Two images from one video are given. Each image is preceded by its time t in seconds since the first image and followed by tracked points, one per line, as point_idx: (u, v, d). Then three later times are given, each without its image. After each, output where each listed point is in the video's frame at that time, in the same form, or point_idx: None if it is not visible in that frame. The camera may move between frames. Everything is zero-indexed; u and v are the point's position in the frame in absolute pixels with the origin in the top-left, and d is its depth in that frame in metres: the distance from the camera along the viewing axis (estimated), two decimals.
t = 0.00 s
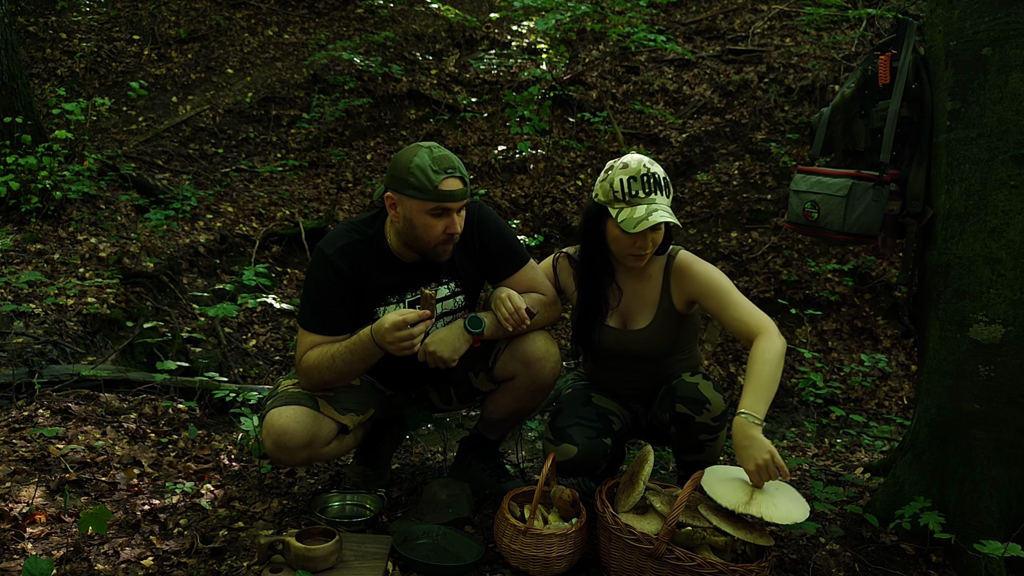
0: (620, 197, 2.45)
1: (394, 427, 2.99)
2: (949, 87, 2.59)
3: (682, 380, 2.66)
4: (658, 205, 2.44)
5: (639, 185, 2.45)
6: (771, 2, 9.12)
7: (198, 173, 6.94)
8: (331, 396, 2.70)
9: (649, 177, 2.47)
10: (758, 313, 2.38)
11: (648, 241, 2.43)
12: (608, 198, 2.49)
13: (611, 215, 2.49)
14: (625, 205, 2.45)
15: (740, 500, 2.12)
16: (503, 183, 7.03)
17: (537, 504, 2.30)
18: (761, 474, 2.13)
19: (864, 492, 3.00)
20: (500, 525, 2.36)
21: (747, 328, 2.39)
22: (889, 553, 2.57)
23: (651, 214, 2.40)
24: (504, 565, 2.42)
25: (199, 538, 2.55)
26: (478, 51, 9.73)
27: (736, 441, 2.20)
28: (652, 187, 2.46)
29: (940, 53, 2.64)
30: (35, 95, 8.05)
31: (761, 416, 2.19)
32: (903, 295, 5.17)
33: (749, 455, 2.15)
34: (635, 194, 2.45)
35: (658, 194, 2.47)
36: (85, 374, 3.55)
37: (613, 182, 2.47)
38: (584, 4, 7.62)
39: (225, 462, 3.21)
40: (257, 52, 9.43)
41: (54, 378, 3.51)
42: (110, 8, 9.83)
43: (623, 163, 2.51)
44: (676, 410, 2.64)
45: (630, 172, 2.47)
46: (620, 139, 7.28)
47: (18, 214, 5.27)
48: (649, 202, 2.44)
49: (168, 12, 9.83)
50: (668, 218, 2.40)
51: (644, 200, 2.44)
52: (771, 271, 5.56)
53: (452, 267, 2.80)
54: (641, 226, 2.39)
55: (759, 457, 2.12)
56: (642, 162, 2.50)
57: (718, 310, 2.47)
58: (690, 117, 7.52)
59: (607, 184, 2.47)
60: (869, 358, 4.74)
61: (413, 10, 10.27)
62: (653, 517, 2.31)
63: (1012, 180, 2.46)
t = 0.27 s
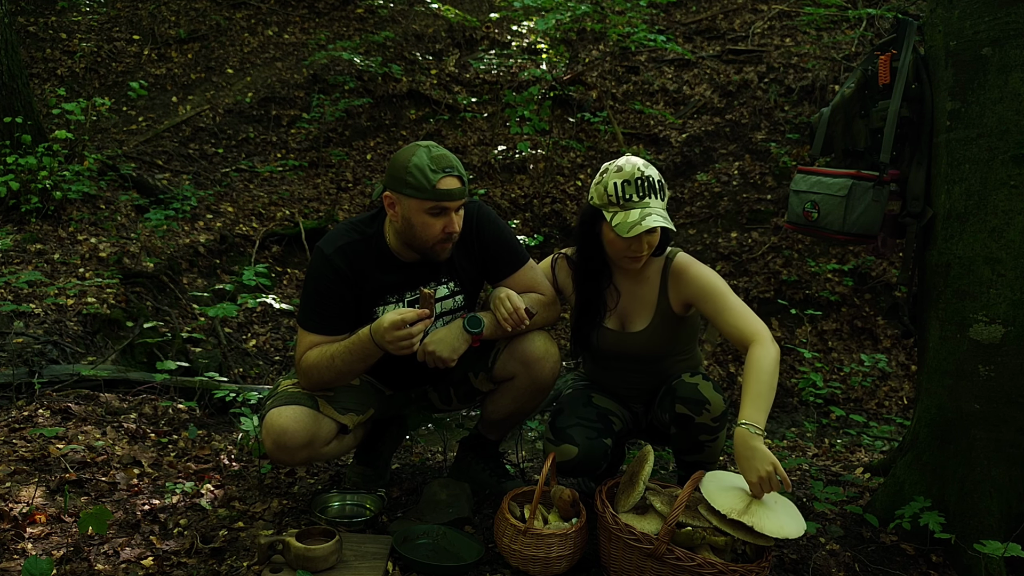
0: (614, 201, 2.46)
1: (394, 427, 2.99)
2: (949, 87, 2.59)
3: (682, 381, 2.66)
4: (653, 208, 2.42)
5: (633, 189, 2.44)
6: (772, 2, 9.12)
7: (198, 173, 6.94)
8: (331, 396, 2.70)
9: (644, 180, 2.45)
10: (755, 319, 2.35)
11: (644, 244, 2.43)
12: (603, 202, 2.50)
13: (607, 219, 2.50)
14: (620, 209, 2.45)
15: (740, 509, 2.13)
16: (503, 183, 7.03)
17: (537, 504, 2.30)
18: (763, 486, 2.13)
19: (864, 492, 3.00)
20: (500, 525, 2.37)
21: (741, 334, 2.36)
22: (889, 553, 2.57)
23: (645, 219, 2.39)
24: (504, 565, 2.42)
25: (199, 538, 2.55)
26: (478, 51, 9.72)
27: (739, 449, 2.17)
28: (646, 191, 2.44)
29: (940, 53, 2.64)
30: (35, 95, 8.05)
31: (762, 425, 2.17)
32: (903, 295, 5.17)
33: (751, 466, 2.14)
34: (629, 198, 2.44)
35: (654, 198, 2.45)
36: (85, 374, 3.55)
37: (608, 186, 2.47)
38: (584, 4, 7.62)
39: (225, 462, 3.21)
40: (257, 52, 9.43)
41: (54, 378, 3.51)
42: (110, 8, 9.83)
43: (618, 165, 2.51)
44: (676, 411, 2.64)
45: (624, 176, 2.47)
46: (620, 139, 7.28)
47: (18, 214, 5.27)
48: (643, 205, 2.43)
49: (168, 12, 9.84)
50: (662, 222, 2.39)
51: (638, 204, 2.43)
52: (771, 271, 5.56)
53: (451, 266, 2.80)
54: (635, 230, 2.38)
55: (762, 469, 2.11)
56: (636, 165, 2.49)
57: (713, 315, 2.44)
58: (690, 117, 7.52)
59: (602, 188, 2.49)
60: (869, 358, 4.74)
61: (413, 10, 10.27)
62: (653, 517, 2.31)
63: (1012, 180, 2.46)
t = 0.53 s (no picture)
0: (612, 203, 2.46)
1: (393, 427, 2.98)
2: (949, 87, 2.59)
3: (681, 381, 2.65)
4: (651, 211, 2.42)
5: (631, 191, 2.44)
6: (772, 2, 9.12)
7: (198, 173, 6.94)
8: (330, 396, 2.70)
9: (642, 182, 2.45)
10: (752, 324, 2.32)
11: (642, 247, 2.43)
12: (601, 204, 2.50)
13: (605, 221, 2.51)
14: (618, 211, 2.45)
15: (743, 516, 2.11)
16: (503, 183, 7.03)
17: (537, 504, 2.30)
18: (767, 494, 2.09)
19: (864, 492, 3.00)
20: (500, 525, 2.36)
21: (736, 337, 2.34)
22: (889, 553, 2.57)
23: (642, 222, 2.38)
24: (504, 565, 2.42)
25: (199, 538, 2.55)
26: (478, 51, 9.72)
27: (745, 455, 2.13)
28: (644, 194, 2.44)
29: (940, 53, 2.64)
30: (35, 95, 8.05)
31: (768, 432, 2.13)
32: (903, 295, 5.17)
33: (756, 474, 2.10)
34: (627, 200, 2.44)
35: (652, 200, 2.44)
36: (85, 374, 3.55)
37: (605, 189, 2.47)
38: (584, 4, 7.62)
39: (225, 462, 3.21)
40: (257, 52, 9.43)
41: (54, 378, 3.51)
42: (110, 8, 9.83)
43: (616, 168, 2.51)
44: (675, 411, 2.64)
45: (622, 178, 2.46)
46: (620, 139, 7.28)
47: (18, 214, 5.27)
48: (641, 208, 2.42)
49: (168, 12, 9.84)
50: (659, 226, 2.38)
51: (636, 207, 2.43)
52: (771, 272, 5.56)
53: (451, 266, 2.80)
54: (632, 234, 2.38)
55: (767, 478, 2.08)
56: (634, 168, 2.48)
57: (710, 319, 2.43)
58: (690, 117, 7.52)
59: (600, 191, 2.48)
60: (869, 358, 4.74)
61: (413, 10, 10.27)
62: (653, 517, 2.31)
63: (1012, 180, 2.46)
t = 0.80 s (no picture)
0: (611, 206, 2.46)
1: (393, 427, 2.98)
2: (949, 87, 2.59)
3: (681, 382, 2.65)
4: (651, 214, 2.42)
5: (630, 194, 2.44)
6: (771, 2, 9.12)
7: (198, 173, 6.94)
8: (330, 396, 2.69)
9: (641, 185, 2.45)
10: (751, 328, 2.32)
11: (641, 249, 2.42)
12: (600, 206, 2.50)
13: (604, 224, 2.51)
14: (617, 214, 2.45)
15: (743, 523, 2.08)
16: (503, 183, 7.03)
17: (537, 504, 2.30)
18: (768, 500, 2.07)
19: (864, 492, 3.00)
20: (500, 525, 2.36)
21: (737, 341, 2.33)
22: (889, 553, 2.57)
23: (642, 224, 2.38)
24: (504, 565, 2.42)
25: (199, 538, 2.55)
26: (478, 51, 9.72)
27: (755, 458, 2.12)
28: (644, 196, 2.44)
29: (940, 53, 2.64)
30: (35, 95, 8.05)
31: (769, 438, 2.13)
32: (903, 295, 5.17)
33: (759, 479, 2.10)
34: (626, 203, 2.44)
35: (651, 203, 2.45)
36: (85, 374, 3.55)
37: (605, 191, 2.47)
38: (584, 4, 7.62)
39: (225, 462, 3.21)
40: (256, 52, 9.42)
41: (54, 378, 3.51)
42: (110, 8, 9.83)
43: (615, 170, 2.51)
44: (675, 411, 2.64)
45: (621, 180, 2.46)
46: (620, 139, 7.28)
47: (18, 214, 5.27)
48: (640, 211, 2.43)
49: (168, 12, 9.84)
50: (659, 228, 2.38)
51: (636, 209, 2.43)
52: (771, 272, 5.56)
53: (451, 267, 2.80)
54: (631, 236, 2.38)
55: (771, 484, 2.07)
56: (634, 170, 2.48)
57: (710, 322, 2.42)
58: (690, 117, 7.51)
59: (599, 193, 2.48)
60: (869, 358, 4.74)
61: (413, 10, 10.27)
62: (653, 517, 2.31)
63: (1011, 180, 2.46)
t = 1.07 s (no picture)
0: (611, 207, 2.46)
1: (393, 427, 2.98)
2: (949, 87, 2.59)
3: (682, 382, 2.65)
4: (650, 215, 2.43)
5: (630, 195, 2.44)
6: (771, 2, 9.12)
7: (198, 173, 6.94)
8: (330, 396, 2.69)
9: (641, 185, 2.45)
10: (750, 329, 2.31)
11: (640, 250, 2.42)
12: (600, 207, 2.50)
13: (604, 225, 2.50)
14: (616, 215, 2.45)
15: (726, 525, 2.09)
16: (503, 183, 7.02)
17: (537, 504, 2.30)
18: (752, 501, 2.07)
19: (864, 492, 3.00)
20: (500, 525, 2.36)
21: (735, 342, 2.33)
22: (889, 553, 2.57)
23: (641, 226, 2.39)
24: (504, 565, 2.42)
25: (199, 538, 2.55)
26: (478, 51, 9.72)
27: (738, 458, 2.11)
28: (643, 197, 2.44)
29: (940, 53, 2.64)
30: (35, 95, 8.05)
31: (757, 439, 2.12)
32: (903, 296, 5.17)
33: (743, 481, 2.09)
34: (626, 204, 2.44)
35: (651, 204, 2.45)
36: (85, 374, 3.55)
37: (604, 192, 2.47)
38: (584, 4, 7.62)
39: (225, 462, 3.21)
40: (257, 52, 9.42)
41: (54, 378, 3.51)
42: (110, 8, 9.83)
43: (614, 170, 2.50)
44: (675, 411, 2.64)
45: (621, 181, 2.46)
46: (620, 139, 7.27)
47: (18, 214, 5.27)
48: (640, 212, 2.43)
49: (168, 12, 9.84)
50: (659, 229, 2.38)
51: (635, 211, 2.43)
52: (771, 271, 5.56)
53: (451, 267, 2.80)
54: (630, 238, 2.39)
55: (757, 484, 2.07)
56: (633, 170, 2.48)
57: (709, 322, 2.41)
58: (690, 117, 7.51)
59: (598, 194, 2.48)
60: (869, 358, 4.74)
61: (413, 10, 10.27)
62: (653, 517, 2.31)
63: (1011, 180, 2.46)
